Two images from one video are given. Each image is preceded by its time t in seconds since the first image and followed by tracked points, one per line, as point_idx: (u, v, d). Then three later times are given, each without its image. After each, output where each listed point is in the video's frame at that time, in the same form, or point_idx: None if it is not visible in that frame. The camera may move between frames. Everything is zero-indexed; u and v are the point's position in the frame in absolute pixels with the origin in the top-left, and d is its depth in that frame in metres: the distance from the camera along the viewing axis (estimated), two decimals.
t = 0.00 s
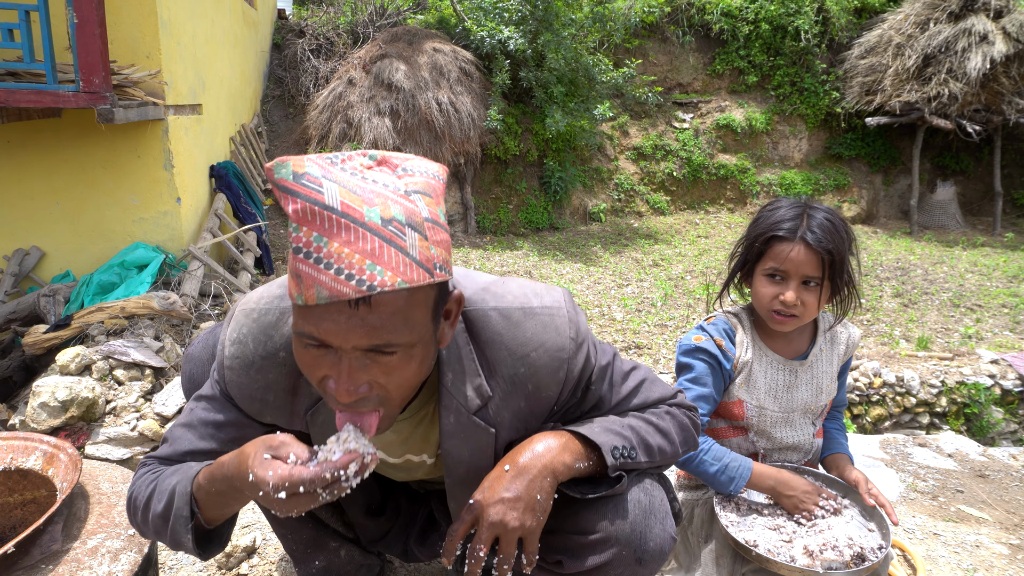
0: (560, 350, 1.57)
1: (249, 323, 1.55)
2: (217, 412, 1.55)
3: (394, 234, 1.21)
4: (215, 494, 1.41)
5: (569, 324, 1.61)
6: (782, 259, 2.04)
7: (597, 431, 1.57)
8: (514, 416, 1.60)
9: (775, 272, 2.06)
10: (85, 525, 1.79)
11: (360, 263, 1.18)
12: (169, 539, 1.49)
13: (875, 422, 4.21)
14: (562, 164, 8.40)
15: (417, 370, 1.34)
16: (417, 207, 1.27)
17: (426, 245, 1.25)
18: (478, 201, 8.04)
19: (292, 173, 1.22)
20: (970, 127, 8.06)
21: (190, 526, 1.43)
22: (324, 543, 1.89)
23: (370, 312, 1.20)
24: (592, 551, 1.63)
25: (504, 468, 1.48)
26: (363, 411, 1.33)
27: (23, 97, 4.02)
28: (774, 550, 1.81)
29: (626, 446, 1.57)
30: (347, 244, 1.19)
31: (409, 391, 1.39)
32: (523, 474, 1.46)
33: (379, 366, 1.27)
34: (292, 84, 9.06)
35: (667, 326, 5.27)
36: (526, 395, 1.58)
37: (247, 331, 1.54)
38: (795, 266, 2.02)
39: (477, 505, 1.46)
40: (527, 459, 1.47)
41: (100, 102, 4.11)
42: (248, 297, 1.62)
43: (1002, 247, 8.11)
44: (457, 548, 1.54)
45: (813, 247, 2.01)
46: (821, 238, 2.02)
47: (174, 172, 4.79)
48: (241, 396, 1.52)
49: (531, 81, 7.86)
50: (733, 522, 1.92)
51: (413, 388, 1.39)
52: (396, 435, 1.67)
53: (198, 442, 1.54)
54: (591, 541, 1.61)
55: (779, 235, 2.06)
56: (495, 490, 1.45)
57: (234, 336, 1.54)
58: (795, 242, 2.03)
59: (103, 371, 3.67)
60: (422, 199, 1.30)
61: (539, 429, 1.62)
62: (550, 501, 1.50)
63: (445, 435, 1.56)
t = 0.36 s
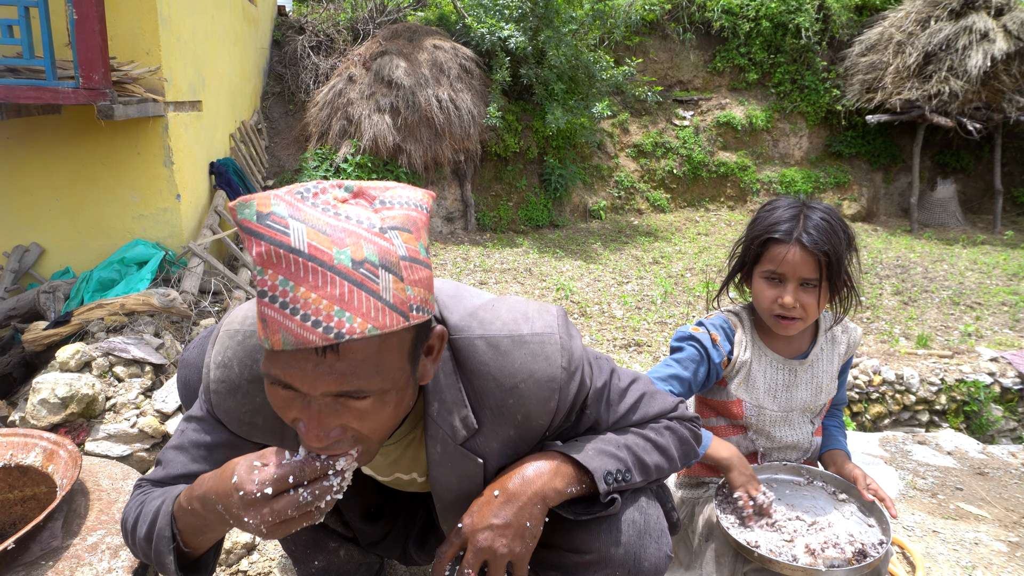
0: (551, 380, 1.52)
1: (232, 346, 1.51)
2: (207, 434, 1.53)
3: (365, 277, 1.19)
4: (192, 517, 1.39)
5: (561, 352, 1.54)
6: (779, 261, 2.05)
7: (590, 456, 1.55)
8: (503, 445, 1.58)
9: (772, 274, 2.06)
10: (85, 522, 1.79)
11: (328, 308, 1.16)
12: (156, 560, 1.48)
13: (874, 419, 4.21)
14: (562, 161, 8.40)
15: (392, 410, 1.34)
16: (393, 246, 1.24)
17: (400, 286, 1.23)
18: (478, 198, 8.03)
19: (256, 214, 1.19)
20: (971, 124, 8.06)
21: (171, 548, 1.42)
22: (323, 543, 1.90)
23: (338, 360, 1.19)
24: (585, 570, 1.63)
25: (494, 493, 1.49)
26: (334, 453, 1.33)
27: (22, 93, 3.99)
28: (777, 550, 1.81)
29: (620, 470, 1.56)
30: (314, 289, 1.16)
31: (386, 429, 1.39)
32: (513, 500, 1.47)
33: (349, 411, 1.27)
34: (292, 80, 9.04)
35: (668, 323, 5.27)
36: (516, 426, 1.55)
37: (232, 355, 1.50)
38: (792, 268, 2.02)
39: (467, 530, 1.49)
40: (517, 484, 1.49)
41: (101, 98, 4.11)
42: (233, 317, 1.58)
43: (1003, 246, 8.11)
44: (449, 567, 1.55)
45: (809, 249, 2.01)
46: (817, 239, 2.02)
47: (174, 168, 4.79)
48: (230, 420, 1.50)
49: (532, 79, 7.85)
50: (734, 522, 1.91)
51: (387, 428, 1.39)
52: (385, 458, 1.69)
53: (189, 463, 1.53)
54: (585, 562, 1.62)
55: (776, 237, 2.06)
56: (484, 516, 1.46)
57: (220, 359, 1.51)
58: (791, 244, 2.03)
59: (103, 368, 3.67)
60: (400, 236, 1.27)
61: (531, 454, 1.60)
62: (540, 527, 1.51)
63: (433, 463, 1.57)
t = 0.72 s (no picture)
0: (545, 381, 1.51)
1: (224, 352, 1.51)
2: (202, 437, 1.52)
3: (346, 291, 1.18)
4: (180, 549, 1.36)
5: (555, 354, 1.54)
6: (780, 257, 2.05)
7: (586, 454, 1.55)
8: (498, 447, 1.58)
9: (773, 270, 2.07)
10: (84, 521, 1.79)
11: (307, 322, 1.16)
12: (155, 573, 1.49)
13: (874, 416, 4.22)
14: (561, 159, 8.40)
15: (375, 421, 1.34)
16: (377, 258, 1.24)
17: (383, 301, 1.22)
18: (477, 196, 8.03)
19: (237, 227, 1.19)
20: (970, 120, 8.06)
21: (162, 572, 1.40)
22: (321, 541, 1.94)
23: (318, 372, 1.20)
24: (583, 568, 1.63)
25: (490, 494, 1.50)
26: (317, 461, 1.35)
27: (20, 92, 3.96)
28: (774, 545, 1.83)
29: (617, 467, 1.56)
30: (294, 302, 1.17)
31: (371, 438, 1.40)
32: (510, 500, 1.48)
33: (330, 420, 1.28)
34: (290, 79, 9.04)
35: (667, 321, 5.27)
36: (510, 428, 1.55)
37: (225, 360, 1.50)
38: (792, 264, 2.03)
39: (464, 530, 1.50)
40: (513, 484, 1.49)
41: (99, 97, 4.11)
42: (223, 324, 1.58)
43: (1002, 241, 8.12)
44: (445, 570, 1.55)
45: (809, 244, 2.01)
46: (817, 234, 2.02)
47: (172, 168, 4.78)
48: (225, 424, 1.50)
49: (530, 76, 7.85)
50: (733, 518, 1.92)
51: (373, 437, 1.40)
52: (380, 457, 1.69)
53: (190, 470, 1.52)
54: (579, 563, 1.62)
55: (776, 233, 2.06)
56: (481, 516, 1.48)
57: (212, 366, 1.50)
58: (791, 240, 2.03)
59: (102, 367, 3.67)
60: (385, 248, 1.26)
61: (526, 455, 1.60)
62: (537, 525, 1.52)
63: (428, 465, 1.57)
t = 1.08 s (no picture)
0: (545, 356, 1.52)
1: (229, 338, 1.51)
2: (213, 430, 1.50)
3: (345, 253, 1.20)
4: None
5: (554, 329, 1.55)
6: (776, 253, 2.05)
7: (585, 430, 1.55)
8: (501, 421, 1.58)
9: (770, 266, 2.07)
10: (82, 520, 1.79)
11: (305, 277, 1.18)
12: None
13: (872, 415, 4.23)
14: (559, 158, 8.39)
15: (367, 387, 1.33)
16: (380, 226, 1.24)
17: (381, 266, 1.23)
18: (475, 196, 8.04)
19: (251, 181, 1.23)
20: (967, 119, 8.08)
21: None
22: (322, 535, 1.92)
23: (310, 325, 1.21)
24: (584, 545, 1.61)
25: (492, 466, 1.49)
26: (308, 420, 1.33)
27: (15, 92, 3.92)
28: (773, 543, 1.82)
29: (615, 444, 1.57)
30: (295, 258, 1.19)
31: (364, 405, 1.38)
32: (511, 473, 1.47)
33: (321, 378, 1.27)
34: (288, 79, 9.03)
35: (665, 320, 5.28)
36: (512, 401, 1.55)
37: (231, 346, 1.50)
38: (789, 259, 2.03)
39: (468, 503, 1.49)
40: (515, 457, 1.48)
41: (95, 97, 4.10)
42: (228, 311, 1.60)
43: (999, 240, 8.14)
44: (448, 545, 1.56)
45: (805, 239, 2.01)
46: (813, 229, 2.03)
47: (169, 168, 4.77)
48: (233, 410, 1.48)
49: (528, 75, 7.84)
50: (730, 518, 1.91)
51: (367, 404, 1.39)
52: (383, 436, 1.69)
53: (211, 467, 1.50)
54: (579, 537, 1.61)
55: (772, 229, 2.07)
56: (483, 489, 1.47)
57: (219, 352, 1.50)
58: (788, 235, 2.04)
59: (100, 367, 3.66)
60: (389, 218, 1.26)
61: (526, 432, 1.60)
62: (539, 499, 1.51)
63: (431, 440, 1.55)
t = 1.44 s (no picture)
0: (549, 322, 1.58)
1: (244, 316, 1.54)
2: (229, 411, 1.52)
3: (345, 202, 1.26)
4: None
5: (558, 298, 1.63)
6: (757, 247, 2.08)
7: (586, 398, 1.58)
8: (506, 387, 1.60)
9: (753, 260, 2.10)
10: (81, 521, 1.79)
11: (305, 216, 1.25)
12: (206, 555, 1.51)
13: (870, 416, 4.23)
14: (558, 159, 8.40)
15: (358, 336, 1.34)
16: (384, 184, 1.29)
17: (377, 221, 1.27)
18: (474, 197, 8.04)
19: (278, 127, 1.33)
20: (966, 121, 8.10)
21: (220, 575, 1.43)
22: (322, 531, 1.89)
23: (303, 262, 1.25)
24: (584, 516, 1.62)
25: (498, 432, 1.52)
26: (298, 362, 1.35)
27: (16, 93, 3.94)
28: (788, 550, 1.79)
29: (615, 414, 1.58)
30: (301, 199, 1.27)
31: (355, 357, 1.39)
32: (516, 436, 1.49)
33: (312, 318, 1.30)
34: (287, 79, 9.04)
35: (664, 321, 5.28)
36: (516, 366, 1.58)
37: (246, 323, 1.53)
38: (767, 254, 2.05)
39: (475, 467, 1.52)
40: (521, 422, 1.50)
41: (94, 98, 4.10)
42: (242, 291, 1.61)
43: (997, 242, 8.15)
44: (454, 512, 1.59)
45: (784, 234, 2.03)
46: (796, 226, 2.03)
47: (169, 168, 4.78)
48: (249, 386, 1.51)
49: (528, 77, 7.84)
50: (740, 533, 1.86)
51: (358, 357, 1.39)
52: (390, 412, 1.67)
53: (231, 450, 1.51)
54: (581, 509, 1.62)
55: (756, 224, 2.11)
56: (490, 452, 1.49)
57: (234, 329, 1.54)
58: (769, 230, 2.06)
59: (99, 368, 3.66)
60: (397, 179, 1.31)
61: (531, 401, 1.63)
62: (544, 465, 1.52)
63: (439, 407, 1.56)
